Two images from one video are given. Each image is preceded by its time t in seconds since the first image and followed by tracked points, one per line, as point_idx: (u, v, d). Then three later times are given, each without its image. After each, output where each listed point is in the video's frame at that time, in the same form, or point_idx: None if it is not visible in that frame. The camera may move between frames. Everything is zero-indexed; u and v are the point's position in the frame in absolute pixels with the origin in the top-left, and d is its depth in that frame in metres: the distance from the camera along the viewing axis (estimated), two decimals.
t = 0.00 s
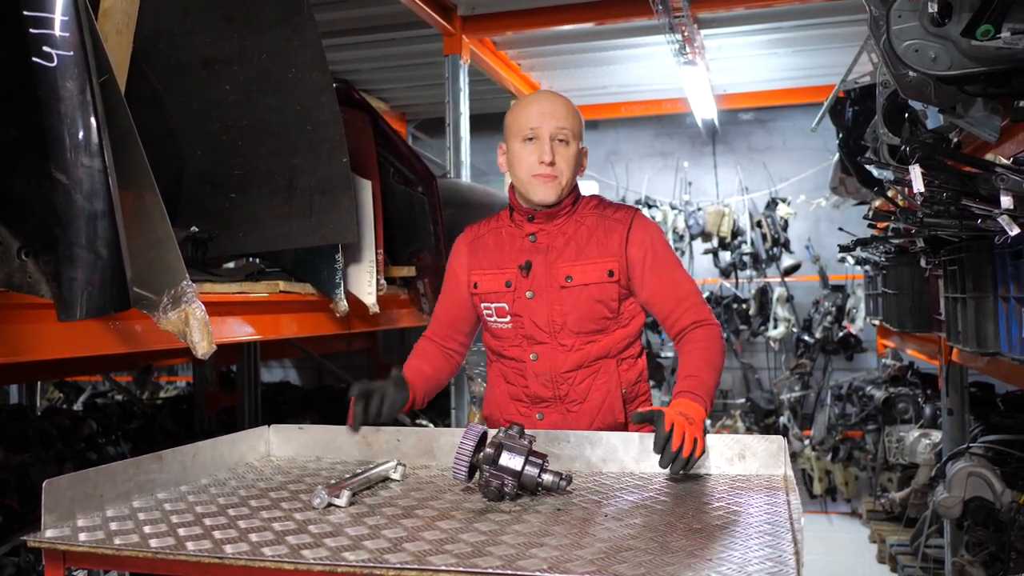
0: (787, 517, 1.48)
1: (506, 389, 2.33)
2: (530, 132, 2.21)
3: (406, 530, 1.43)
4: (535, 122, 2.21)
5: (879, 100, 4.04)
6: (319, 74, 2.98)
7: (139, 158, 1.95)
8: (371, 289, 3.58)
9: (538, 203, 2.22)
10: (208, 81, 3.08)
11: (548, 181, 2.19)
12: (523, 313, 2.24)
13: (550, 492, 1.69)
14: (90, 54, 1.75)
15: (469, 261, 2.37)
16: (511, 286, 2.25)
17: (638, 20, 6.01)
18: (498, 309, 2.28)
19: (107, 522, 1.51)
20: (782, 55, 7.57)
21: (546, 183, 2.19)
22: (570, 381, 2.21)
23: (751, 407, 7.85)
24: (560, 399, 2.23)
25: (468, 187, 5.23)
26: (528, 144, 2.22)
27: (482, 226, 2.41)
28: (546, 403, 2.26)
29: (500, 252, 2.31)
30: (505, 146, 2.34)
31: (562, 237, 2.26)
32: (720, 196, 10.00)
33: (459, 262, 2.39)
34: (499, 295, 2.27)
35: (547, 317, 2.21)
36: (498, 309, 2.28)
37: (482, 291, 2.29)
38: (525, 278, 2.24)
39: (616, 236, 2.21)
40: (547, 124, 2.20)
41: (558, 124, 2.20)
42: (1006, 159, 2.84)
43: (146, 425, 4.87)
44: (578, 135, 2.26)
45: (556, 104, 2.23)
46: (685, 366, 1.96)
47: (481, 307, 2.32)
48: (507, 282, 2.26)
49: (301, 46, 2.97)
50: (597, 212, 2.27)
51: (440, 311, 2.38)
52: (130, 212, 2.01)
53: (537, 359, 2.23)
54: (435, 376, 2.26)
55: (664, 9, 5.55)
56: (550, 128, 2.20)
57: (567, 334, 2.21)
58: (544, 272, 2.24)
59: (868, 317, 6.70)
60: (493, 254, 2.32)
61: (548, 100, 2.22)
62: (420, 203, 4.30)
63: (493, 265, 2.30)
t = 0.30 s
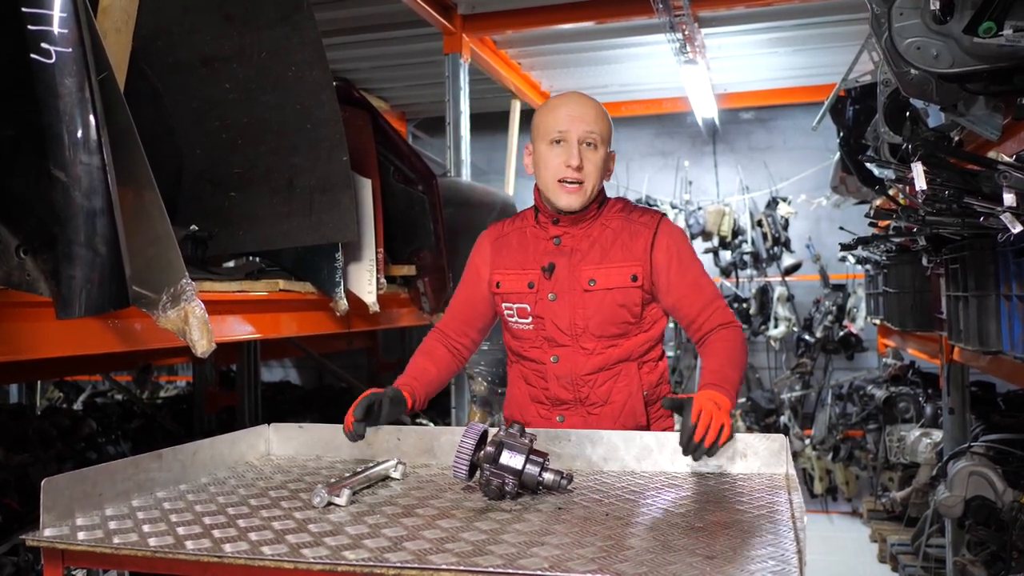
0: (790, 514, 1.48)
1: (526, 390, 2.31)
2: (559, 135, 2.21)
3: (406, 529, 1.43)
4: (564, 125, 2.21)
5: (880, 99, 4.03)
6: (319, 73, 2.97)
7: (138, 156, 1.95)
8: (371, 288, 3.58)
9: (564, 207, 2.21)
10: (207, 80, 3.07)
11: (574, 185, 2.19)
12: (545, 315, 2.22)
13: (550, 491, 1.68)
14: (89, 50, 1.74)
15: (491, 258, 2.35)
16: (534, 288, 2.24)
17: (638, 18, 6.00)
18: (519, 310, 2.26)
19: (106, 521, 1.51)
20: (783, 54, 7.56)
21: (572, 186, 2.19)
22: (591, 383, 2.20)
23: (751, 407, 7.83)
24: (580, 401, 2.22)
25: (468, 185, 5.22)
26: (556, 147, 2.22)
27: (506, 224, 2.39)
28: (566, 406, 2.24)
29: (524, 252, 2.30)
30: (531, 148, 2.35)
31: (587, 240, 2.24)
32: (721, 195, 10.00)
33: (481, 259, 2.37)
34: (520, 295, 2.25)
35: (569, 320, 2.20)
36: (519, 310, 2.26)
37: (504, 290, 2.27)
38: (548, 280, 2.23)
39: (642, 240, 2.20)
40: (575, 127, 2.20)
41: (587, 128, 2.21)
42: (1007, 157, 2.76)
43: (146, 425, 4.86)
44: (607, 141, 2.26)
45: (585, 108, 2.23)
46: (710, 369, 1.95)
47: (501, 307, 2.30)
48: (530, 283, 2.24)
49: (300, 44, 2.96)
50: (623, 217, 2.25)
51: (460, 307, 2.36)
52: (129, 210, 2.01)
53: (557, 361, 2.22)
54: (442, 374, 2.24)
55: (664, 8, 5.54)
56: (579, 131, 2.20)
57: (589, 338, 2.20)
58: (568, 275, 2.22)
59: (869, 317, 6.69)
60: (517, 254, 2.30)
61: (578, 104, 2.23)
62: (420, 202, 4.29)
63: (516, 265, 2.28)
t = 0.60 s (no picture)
0: (800, 513, 1.48)
1: (548, 395, 2.32)
2: (564, 140, 2.16)
3: (415, 529, 1.42)
4: (569, 130, 2.16)
5: (885, 97, 4.02)
6: (322, 71, 2.96)
7: (143, 154, 1.95)
8: (375, 287, 3.58)
9: (574, 213, 2.17)
10: (210, 78, 3.07)
11: (583, 191, 2.15)
12: (562, 321, 2.22)
13: (558, 491, 1.68)
14: (94, 47, 1.73)
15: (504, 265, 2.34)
16: (550, 295, 2.23)
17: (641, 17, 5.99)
18: (536, 317, 2.26)
19: (111, 521, 1.50)
20: (785, 53, 7.55)
21: (582, 193, 2.15)
22: (612, 388, 2.21)
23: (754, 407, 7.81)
24: (603, 405, 2.23)
25: (471, 184, 5.22)
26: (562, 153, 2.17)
27: (517, 226, 2.37)
28: (589, 410, 2.25)
29: (537, 258, 2.29)
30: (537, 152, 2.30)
31: (600, 244, 2.23)
32: (723, 194, 9.99)
33: (493, 265, 2.36)
34: (536, 302, 2.25)
35: (587, 325, 2.20)
36: (536, 317, 2.26)
37: (519, 298, 2.27)
38: (564, 287, 2.23)
39: (656, 241, 2.19)
40: (581, 131, 2.15)
41: (593, 132, 2.15)
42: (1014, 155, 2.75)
43: (148, 425, 4.85)
44: (614, 141, 2.20)
45: (590, 110, 2.18)
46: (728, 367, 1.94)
47: (518, 314, 2.30)
48: (546, 290, 2.24)
49: (304, 42, 2.96)
50: (637, 216, 2.24)
51: (474, 314, 2.34)
52: (133, 208, 2.01)
53: (578, 367, 2.23)
54: (450, 376, 2.22)
55: (668, 6, 5.53)
56: (584, 136, 2.15)
57: (608, 343, 2.20)
58: (584, 280, 2.22)
59: (872, 317, 6.67)
60: (530, 260, 2.29)
61: (582, 107, 2.17)
62: (424, 201, 4.29)
63: (531, 272, 2.28)
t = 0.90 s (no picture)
0: (811, 515, 1.47)
1: (557, 399, 2.32)
2: (570, 147, 2.13)
3: (424, 531, 1.41)
4: (574, 136, 2.13)
5: (887, 97, 4.02)
6: (325, 70, 2.94)
7: (147, 152, 1.94)
8: (378, 287, 3.57)
9: (583, 219, 2.15)
10: (213, 77, 3.06)
11: (590, 198, 2.13)
12: (571, 326, 2.21)
13: (565, 492, 1.67)
14: (99, 45, 1.72)
15: (511, 269, 2.33)
16: (559, 299, 2.22)
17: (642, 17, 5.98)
18: (545, 321, 2.25)
19: (116, 523, 1.49)
20: (786, 53, 7.54)
21: (589, 200, 2.12)
22: (623, 392, 2.20)
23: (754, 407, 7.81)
24: (614, 409, 2.22)
25: (472, 183, 5.21)
26: (569, 159, 2.15)
27: (523, 227, 2.36)
28: (600, 414, 2.25)
29: (545, 262, 2.28)
30: (544, 156, 2.27)
31: (609, 247, 2.22)
32: (723, 195, 9.98)
33: (500, 269, 2.34)
34: (545, 307, 2.24)
35: (596, 330, 2.19)
36: (544, 321, 2.25)
37: (528, 302, 2.26)
38: (572, 292, 2.22)
39: (665, 244, 2.19)
40: (587, 137, 2.12)
41: (599, 137, 2.12)
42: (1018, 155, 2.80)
43: (148, 426, 4.84)
44: (622, 144, 2.17)
45: (596, 115, 2.14)
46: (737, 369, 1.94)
47: (526, 318, 2.29)
48: (554, 295, 2.23)
49: (307, 41, 2.94)
50: (645, 219, 2.23)
51: (480, 317, 2.34)
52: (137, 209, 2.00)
53: (587, 372, 2.22)
54: (454, 376, 2.21)
55: (670, 6, 5.52)
56: (590, 142, 2.12)
57: (618, 347, 2.20)
58: (592, 284, 2.21)
59: (873, 317, 6.67)
60: (538, 265, 2.28)
61: (588, 111, 2.13)
62: (426, 202, 4.28)
63: (539, 276, 2.27)
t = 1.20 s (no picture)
0: (817, 517, 1.47)
1: (561, 400, 2.31)
2: (562, 166, 2.06)
3: (430, 534, 1.41)
4: (566, 156, 2.05)
5: (885, 99, 4.02)
6: (326, 70, 2.93)
7: (149, 153, 1.95)
8: (377, 289, 3.56)
9: (577, 234, 2.14)
10: (213, 77, 3.05)
11: (584, 216, 2.10)
12: (574, 326, 2.21)
13: (570, 494, 1.67)
14: (103, 46, 1.72)
15: (514, 270, 2.33)
16: (562, 299, 2.22)
17: (640, 18, 5.98)
18: (548, 321, 2.25)
19: (120, 527, 1.48)
20: (783, 54, 7.55)
21: (582, 219, 2.10)
22: (626, 392, 2.20)
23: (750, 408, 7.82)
24: (617, 409, 2.22)
25: (470, 184, 5.20)
26: (562, 176, 2.08)
27: (527, 230, 2.35)
28: (603, 414, 2.24)
29: (548, 263, 2.28)
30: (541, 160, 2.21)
31: (611, 248, 2.22)
32: (719, 196, 9.99)
33: (503, 270, 2.34)
34: (548, 307, 2.24)
35: (599, 329, 2.19)
36: (547, 321, 2.25)
37: (531, 303, 2.26)
38: (575, 291, 2.22)
39: (668, 245, 2.19)
40: (578, 158, 2.04)
41: (591, 157, 2.03)
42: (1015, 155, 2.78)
43: (145, 427, 4.82)
44: (616, 156, 2.08)
45: (588, 131, 2.04)
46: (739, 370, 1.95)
47: (529, 318, 2.29)
48: (557, 295, 2.23)
49: (307, 41, 2.93)
50: (648, 221, 2.23)
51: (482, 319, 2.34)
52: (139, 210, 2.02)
53: (590, 372, 2.22)
54: (455, 377, 2.21)
55: (668, 7, 5.52)
56: (582, 162, 2.04)
57: (620, 347, 2.20)
58: (595, 284, 2.21)
59: (869, 317, 6.69)
60: (541, 266, 2.28)
61: (580, 129, 2.03)
62: (425, 202, 4.27)
63: (542, 277, 2.27)
